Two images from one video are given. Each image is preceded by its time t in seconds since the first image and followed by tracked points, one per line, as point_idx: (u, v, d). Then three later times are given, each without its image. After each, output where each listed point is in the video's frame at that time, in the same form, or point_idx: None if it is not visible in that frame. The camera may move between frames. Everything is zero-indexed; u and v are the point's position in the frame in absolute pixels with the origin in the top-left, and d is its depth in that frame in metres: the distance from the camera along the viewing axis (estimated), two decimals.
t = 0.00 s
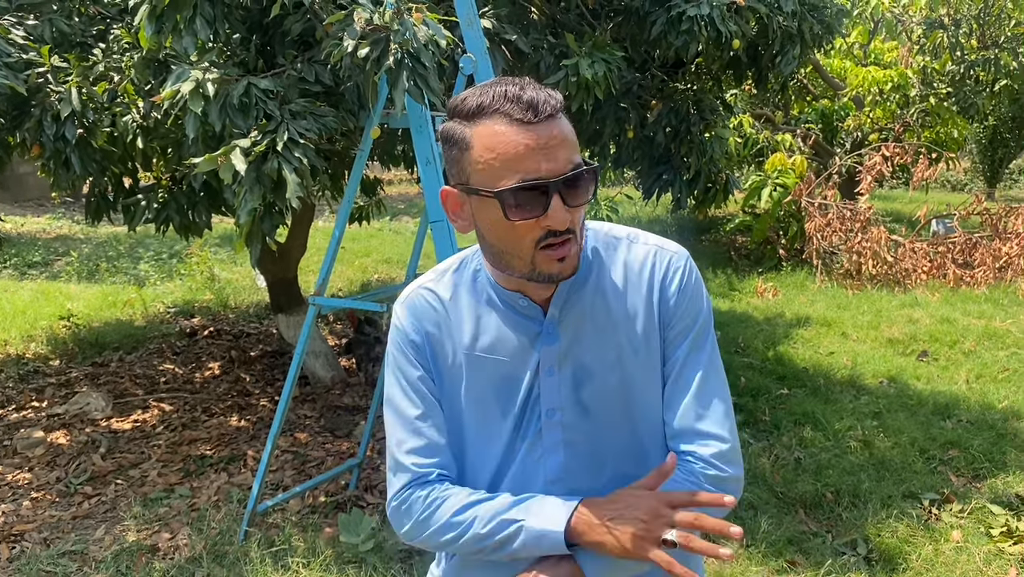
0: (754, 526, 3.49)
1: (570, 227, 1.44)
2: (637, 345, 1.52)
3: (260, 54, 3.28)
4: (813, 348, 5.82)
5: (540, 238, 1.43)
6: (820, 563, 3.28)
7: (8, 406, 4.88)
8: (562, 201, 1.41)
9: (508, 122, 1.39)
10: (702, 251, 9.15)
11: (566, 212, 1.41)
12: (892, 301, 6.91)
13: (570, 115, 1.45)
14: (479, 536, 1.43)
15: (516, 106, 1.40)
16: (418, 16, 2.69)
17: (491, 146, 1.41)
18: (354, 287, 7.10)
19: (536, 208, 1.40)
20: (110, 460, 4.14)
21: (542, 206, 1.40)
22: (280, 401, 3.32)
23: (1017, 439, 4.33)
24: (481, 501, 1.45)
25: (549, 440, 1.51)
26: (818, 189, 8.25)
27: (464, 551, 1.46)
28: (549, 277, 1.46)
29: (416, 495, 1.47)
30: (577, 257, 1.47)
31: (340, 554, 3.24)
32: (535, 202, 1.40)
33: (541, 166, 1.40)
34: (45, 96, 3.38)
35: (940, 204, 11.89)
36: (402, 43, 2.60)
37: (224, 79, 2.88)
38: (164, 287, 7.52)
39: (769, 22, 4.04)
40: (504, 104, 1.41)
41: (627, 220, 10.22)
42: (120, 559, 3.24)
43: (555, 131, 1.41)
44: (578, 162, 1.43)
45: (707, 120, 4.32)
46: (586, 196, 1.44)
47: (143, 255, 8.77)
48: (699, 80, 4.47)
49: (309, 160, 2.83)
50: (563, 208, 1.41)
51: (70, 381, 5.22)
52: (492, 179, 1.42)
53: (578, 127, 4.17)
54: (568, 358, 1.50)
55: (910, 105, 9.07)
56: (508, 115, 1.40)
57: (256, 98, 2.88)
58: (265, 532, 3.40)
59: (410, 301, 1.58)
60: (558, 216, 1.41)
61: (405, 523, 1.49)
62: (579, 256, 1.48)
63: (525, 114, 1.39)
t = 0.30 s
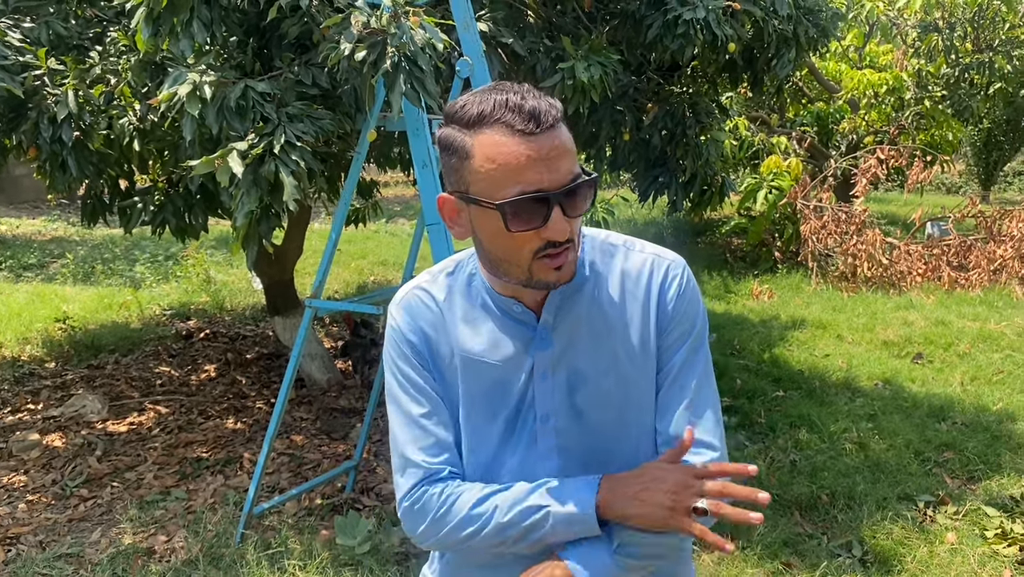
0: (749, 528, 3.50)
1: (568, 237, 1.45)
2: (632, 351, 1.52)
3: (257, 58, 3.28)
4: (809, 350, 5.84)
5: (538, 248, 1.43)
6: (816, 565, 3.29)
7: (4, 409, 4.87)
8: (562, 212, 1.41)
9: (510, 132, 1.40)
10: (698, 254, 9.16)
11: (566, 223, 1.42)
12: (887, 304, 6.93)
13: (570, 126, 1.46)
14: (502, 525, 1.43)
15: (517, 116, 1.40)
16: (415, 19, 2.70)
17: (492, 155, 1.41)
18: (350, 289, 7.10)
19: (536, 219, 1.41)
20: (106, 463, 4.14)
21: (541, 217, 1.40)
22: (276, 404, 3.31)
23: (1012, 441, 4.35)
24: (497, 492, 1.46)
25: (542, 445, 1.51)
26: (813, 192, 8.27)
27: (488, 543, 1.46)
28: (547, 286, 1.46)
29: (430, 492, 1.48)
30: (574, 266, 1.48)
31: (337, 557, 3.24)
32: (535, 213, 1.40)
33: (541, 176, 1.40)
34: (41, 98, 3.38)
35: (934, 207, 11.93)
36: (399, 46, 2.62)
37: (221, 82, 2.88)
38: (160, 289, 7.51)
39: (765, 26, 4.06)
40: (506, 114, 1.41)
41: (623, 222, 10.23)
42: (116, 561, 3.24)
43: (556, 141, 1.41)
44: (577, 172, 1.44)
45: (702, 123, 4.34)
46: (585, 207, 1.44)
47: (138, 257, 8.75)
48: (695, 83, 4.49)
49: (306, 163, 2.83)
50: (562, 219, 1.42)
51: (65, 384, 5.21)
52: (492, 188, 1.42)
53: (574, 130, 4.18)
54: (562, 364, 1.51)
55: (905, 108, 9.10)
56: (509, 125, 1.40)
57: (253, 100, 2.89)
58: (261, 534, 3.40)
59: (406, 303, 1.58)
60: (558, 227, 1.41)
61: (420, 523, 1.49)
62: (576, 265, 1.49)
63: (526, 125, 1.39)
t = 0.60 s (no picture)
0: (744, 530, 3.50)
1: (576, 249, 1.45)
2: (630, 356, 1.52)
3: (252, 60, 3.28)
4: (804, 352, 5.85)
5: (546, 261, 1.44)
6: (811, 567, 3.29)
7: None
8: (571, 224, 1.41)
9: (519, 146, 1.39)
10: (693, 256, 9.18)
11: (574, 236, 1.42)
12: (882, 306, 6.95)
13: (578, 136, 1.45)
14: (526, 512, 1.42)
15: (526, 128, 1.40)
16: (410, 22, 2.70)
17: (501, 168, 1.40)
18: (346, 291, 7.10)
19: (545, 232, 1.41)
20: (100, 465, 4.13)
21: (550, 231, 1.40)
22: (272, 406, 3.30)
23: (1006, 443, 4.36)
24: (513, 480, 1.45)
25: (539, 450, 1.51)
26: (809, 194, 8.28)
27: (512, 534, 1.44)
28: (554, 296, 1.47)
29: (446, 491, 1.46)
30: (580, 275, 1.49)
31: (332, 559, 3.24)
32: (543, 227, 1.40)
33: (550, 191, 1.40)
34: (36, 101, 3.38)
35: (929, 209, 11.97)
36: (394, 49, 2.62)
37: (216, 84, 2.88)
38: (155, 291, 7.50)
39: (760, 28, 4.07)
40: (515, 126, 1.40)
41: (618, 225, 10.25)
42: (110, 564, 3.23)
43: (565, 154, 1.41)
44: (585, 184, 1.43)
45: (698, 125, 4.35)
46: (593, 219, 1.44)
47: (134, 259, 8.74)
48: (690, 86, 4.50)
49: (301, 165, 2.84)
50: (571, 232, 1.42)
51: (60, 386, 5.20)
52: (500, 201, 1.42)
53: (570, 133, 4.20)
54: (560, 369, 1.50)
55: (900, 111, 9.12)
56: (518, 138, 1.39)
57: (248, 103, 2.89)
58: (256, 537, 3.39)
59: (406, 305, 1.59)
60: (566, 240, 1.41)
61: (438, 524, 1.47)
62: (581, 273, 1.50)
63: (536, 138, 1.39)
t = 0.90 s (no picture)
0: (740, 532, 3.50)
1: (572, 284, 1.41)
2: (628, 360, 1.51)
3: (248, 62, 3.28)
4: (800, 354, 5.86)
5: (541, 296, 1.40)
6: (806, 569, 3.30)
7: None
8: (567, 267, 1.36)
9: (520, 192, 1.30)
10: (689, 258, 9.19)
11: (569, 278, 1.37)
12: (877, 308, 6.96)
13: (586, 173, 1.36)
14: (398, 553, 1.28)
15: (529, 174, 1.31)
16: (406, 25, 2.70)
17: (502, 211, 1.32)
18: (342, 293, 7.10)
19: (540, 274, 1.36)
20: (96, 468, 4.12)
21: (547, 273, 1.35)
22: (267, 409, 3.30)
23: (1001, 445, 4.38)
24: (407, 517, 1.31)
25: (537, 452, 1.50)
26: (805, 196, 8.30)
27: (391, 567, 1.31)
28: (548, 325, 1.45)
29: (365, 500, 1.37)
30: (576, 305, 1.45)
31: (328, 562, 3.24)
32: (540, 268, 1.35)
33: (550, 235, 1.32)
34: (32, 103, 3.38)
35: (924, 211, 12.01)
36: (390, 52, 2.63)
37: (213, 86, 2.88)
38: (151, 293, 7.49)
39: (755, 31, 4.10)
40: (517, 169, 1.31)
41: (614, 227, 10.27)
42: (106, 567, 3.22)
43: (568, 201, 1.32)
44: (588, 224, 1.36)
45: (693, 128, 4.35)
46: (592, 257, 1.39)
47: (129, 261, 8.73)
48: (685, 88, 4.51)
49: (296, 168, 2.85)
50: (568, 273, 1.37)
51: (56, 389, 5.19)
52: (498, 240, 1.36)
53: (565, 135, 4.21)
54: (559, 372, 1.49)
55: (896, 113, 9.15)
56: (518, 185, 1.30)
57: (244, 106, 2.89)
58: (252, 539, 3.39)
59: (403, 309, 1.50)
60: (561, 282, 1.37)
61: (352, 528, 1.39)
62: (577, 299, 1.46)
63: (537, 186, 1.29)
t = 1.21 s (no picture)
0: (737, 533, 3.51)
1: (556, 273, 1.29)
2: (625, 359, 1.37)
3: (245, 63, 3.27)
4: (797, 355, 5.87)
5: (520, 285, 1.29)
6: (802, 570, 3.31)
7: None
8: (544, 251, 1.26)
9: (493, 167, 1.23)
10: (686, 259, 9.20)
11: (548, 263, 1.27)
12: (874, 309, 6.98)
13: (568, 152, 1.28)
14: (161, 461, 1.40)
15: (503, 147, 1.23)
16: (403, 27, 2.71)
17: (475, 190, 1.24)
18: (339, 294, 7.10)
19: (516, 256, 1.26)
20: (92, 469, 4.11)
21: (523, 256, 1.25)
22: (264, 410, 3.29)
23: (997, 445, 4.39)
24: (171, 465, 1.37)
25: (530, 455, 1.35)
26: (802, 197, 8.30)
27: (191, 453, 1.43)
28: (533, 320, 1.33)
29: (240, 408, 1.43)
30: (563, 299, 1.34)
31: (325, 563, 3.25)
32: (516, 250, 1.25)
33: (525, 214, 1.24)
34: (28, 104, 3.37)
35: (921, 212, 12.04)
36: (387, 52, 2.63)
37: (209, 87, 2.88)
38: (148, 294, 7.48)
39: (752, 32, 4.12)
40: (491, 143, 1.24)
41: (611, 228, 10.29)
42: (103, 569, 3.22)
43: (545, 177, 1.23)
44: (569, 205, 1.27)
45: (690, 129, 4.34)
46: (576, 242, 1.28)
47: (126, 262, 8.72)
48: (682, 90, 4.52)
49: (292, 169, 2.84)
50: (547, 257, 1.26)
51: (52, 390, 5.18)
52: (472, 220, 1.27)
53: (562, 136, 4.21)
54: (552, 373, 1.35)
55: (893, 114, 9.18)
56: (492, 158, 1.23)
57: (240, 107, 2.89)
58: (249, 541, 3.39)
59: (381, 313, 1.37)
60: (539, 267, 1.26)
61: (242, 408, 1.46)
62: (565, 295, 1.34)
63: (510, 159, 1.22)
